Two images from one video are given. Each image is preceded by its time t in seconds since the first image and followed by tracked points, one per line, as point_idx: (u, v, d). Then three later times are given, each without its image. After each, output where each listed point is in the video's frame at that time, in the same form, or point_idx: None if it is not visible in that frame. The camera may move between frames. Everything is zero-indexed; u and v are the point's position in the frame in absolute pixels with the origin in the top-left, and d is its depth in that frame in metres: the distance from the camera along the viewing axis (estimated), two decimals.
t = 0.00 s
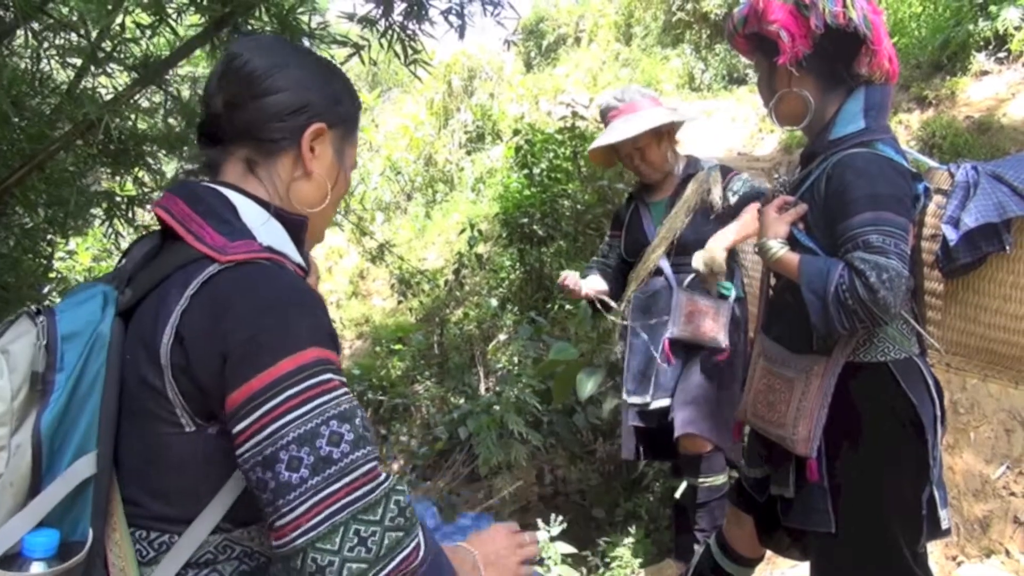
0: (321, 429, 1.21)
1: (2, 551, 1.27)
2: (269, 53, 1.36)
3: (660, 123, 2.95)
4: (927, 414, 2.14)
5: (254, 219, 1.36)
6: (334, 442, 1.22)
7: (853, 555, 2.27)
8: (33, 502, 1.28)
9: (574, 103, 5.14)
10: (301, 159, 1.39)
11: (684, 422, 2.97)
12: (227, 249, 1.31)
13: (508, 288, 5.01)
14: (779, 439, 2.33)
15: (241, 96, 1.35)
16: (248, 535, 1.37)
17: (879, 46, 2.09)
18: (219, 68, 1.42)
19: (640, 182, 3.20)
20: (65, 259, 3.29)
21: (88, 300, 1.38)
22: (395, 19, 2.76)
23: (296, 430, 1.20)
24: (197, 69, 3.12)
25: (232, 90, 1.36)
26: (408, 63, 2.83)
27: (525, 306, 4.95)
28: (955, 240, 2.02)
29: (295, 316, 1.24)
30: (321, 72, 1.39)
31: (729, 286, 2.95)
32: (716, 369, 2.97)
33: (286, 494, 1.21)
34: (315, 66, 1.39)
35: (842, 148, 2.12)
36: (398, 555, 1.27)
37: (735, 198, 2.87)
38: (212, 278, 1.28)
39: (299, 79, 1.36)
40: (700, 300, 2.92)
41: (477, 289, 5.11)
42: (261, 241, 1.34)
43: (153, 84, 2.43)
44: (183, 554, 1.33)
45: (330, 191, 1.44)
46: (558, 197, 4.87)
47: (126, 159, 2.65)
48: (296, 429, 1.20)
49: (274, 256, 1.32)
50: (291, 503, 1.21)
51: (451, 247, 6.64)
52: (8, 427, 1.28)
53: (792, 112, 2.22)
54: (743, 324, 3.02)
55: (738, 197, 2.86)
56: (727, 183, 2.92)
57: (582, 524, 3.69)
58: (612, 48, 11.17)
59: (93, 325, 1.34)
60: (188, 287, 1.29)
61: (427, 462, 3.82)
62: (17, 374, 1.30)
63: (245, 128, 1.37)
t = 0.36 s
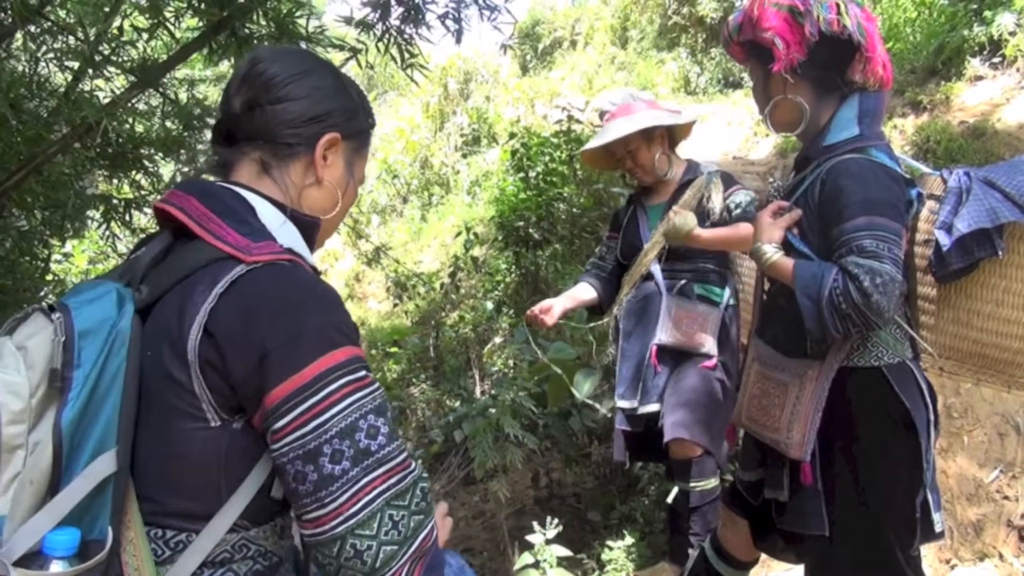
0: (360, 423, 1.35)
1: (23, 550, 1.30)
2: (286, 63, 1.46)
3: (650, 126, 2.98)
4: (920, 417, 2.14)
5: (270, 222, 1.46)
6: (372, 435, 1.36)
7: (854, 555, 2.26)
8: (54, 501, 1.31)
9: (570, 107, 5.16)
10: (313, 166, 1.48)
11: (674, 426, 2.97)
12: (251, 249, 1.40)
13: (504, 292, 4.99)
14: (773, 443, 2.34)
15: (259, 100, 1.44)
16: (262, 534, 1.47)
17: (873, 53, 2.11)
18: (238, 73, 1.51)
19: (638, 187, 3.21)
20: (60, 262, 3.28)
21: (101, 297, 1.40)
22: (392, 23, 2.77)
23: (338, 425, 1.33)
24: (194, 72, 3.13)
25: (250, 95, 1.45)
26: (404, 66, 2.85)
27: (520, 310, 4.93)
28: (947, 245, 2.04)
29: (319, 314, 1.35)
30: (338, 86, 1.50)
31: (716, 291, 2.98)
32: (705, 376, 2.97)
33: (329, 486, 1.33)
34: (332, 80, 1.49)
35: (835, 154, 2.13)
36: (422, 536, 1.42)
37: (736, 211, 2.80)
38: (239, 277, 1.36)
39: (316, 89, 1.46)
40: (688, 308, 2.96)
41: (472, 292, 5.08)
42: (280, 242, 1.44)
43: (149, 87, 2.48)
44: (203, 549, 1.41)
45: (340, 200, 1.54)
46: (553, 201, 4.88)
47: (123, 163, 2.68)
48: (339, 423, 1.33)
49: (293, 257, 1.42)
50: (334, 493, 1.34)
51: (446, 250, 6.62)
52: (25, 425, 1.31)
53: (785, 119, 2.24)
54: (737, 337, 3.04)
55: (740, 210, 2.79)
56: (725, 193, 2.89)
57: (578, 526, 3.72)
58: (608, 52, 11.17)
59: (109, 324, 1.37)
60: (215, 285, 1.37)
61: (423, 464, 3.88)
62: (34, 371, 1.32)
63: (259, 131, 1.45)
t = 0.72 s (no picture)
0: (376, 427, 1.37)
1: (61, 558, 1.27)
2: (292, 84, 1.48)
3: (650, 128, 2.98)
4: (915, 424, 2.15)
5: (284, 236, 1.48)
6: (386, 439, 1.38)
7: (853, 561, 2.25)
8: (88, 508, 1.29)
9: (565, 112, 5.18)
10: (313, 182, 1.50)
11: (659, 431, 2.98)
12: (271, 260, 1.41)
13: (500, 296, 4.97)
14: (767, 449, 2.35)
15: (264, 117, 1.46)
16: (281, 534, 1.49)
17: (868, 61, 2.11)
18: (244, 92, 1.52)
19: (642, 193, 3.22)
20: (54, 266, 3.26)
21: (118, 308, 1.37)
22: (388, 28, 2.77)
23: (356, 428, 1.35)
24: (190, 76, 3.13)
25: (257, 112, 1.46)
26: (400, 71, 2.85)
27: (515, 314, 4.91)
28: (942, 252, 2.03)
29: (337, 320, 1.38)
30: (340, 107, 1.52)
31: (696, 297, 3.00)
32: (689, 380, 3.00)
33: (346, 487, 1.35)
34: (334, 100, 1.51)
35: (830, 162, 2.14)
36: (428, 539, 1.45)
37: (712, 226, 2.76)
38: (265, 287, 1.38)
39: (319, 110, 1.48)
40: (670, 313, 2.94)
41: (467, 296, 5.07)
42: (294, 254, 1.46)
43: (145, 91, 2.51)
44: (228, 551, 1.41)
45: (335, 219, 1.55)
46: (548, 205, 4.91)
47: (119, 167, 2.68)
48: (357, 426, 1.35)
49: (307, 268, 1.44)
50: (350, 494, 1.36)
51: (441, 254, 6.60)
52: (56, 435, 1.27)
53: (781, 126, 2.24)
54: (717, 341, 3.07)
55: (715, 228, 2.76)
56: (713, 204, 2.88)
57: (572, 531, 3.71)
58: (603, 57, 11.21)
59: (133, 334, 1.35)
60: (242, 294, 1.38)
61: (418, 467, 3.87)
62: (64, 381, 1.28)
63: (263, 147, 1.47)
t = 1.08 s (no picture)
0: (367, 427, 1.36)
1: (67, 560, 1.25)
2: (281, 103, 1.50)
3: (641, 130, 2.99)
4: (908, 430, 2.15)
5: (278, 243, 1.48)
6: (378, 438, 1.37)
7: (847, 567, 2.28)
8: (93, 509, 1.27)
9: (559, 118, 5.19)
10: (304, 195, 1.50)
11: (649, 438, 2.97)
12: (266, 265, 1.41)
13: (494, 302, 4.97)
14: (762, 455, 2.35)
15: (255, 134, 1.47)
16: (282, 533, 1.47)
17: (862, 69, 2.12)
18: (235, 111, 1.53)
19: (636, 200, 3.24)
20: (49, 270, 3.24)
21: (117, 317, 1.37)
22: (384, 34, 2.78)
23: (347, 427, 1.35)
24: (186, 81, 3.13)
25: (247, 130, 1.47)
26: (396, 78, 2.86)
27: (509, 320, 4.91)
28: (936, 259, 2.05)
29: (331, 323, 1.38)
30: (328, 124, 1.53)
31: (689, 304, 2.98)
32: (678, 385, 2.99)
33: (339, 485, 1.34)
34: (322, 117, 1.53)
35: (824, 169, 2.15)
36: (428, 540, 1.43)
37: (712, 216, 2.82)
38: (261, 291, 1.38)
39: (307, 127, 1.49)
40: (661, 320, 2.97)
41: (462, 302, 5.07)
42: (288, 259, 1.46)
43: (141, 97, 2.51)
44: (232, 550, 1.40)
45: (325, 230, 1.55)
46: (543, 212, 4.98)
47: (114, 171, 2.66)
48: (348, 426, 1.35)
49: (301, 273, 1.44)
50: (343, 492, 1.35)
51: (436, 260, 6.59)
52: (61, 437, 1.27)
53: (777, 133, 2.25)
54: (709, 347, 3.06)
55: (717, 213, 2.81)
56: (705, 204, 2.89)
57: (565, 538, 3.70)
58: (598, 63, 11.24)
59: (133, 339, 1.35)
60: (240, 299, 1.38)
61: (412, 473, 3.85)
62: (68, 385, 1.28)
63: (254, 162, 1.47)
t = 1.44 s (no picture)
0: (368, 437, 1.36)
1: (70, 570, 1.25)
2: (276, 107, 1.49)
3: (636, 131, 3.01)
4: (900, 438, 2.15)
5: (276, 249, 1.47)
6: (378, 450, 1.37)
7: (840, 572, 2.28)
8: (96, 519, 1.27)
9: (552, 125, 5.20)
10: (300, 200, 1.49)
11: (646, 444, 2.96)
12: (268, 274, 1.40)
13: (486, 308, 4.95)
14: (753, 461, 2.34)
15: (250, 138, 1.46)
16: (284, 539, 1.45)
17: (854, 76, 2.12)
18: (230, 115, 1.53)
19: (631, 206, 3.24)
20: (39, 274, 3.21)
21: (116, 324, 1.36)
22: (377, 40, 2.78)
23: (348, 438, 1.34)
24: (177, 85, 3.13)
25: (241, 136, 1.47)
26: (388, 83, 2.87)
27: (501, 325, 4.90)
28: (927, 266, 2.04)
29: (332, 330, 1.37)
30: (323, 128, 1.52)
31: (679, 312, 3.00)
32: (671, 392, 2.99)
33: (338, 495, 1.34)
34: (319, 122, 1.52)
35: (816, 176, 2.15)
36: (423, 552, 1.42)
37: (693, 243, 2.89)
38: (264, 300, 1.37)
39: (302, 130, 1.48)
40: (657, 327, 2.95)
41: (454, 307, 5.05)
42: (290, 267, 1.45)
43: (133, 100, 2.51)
44: (235, 556, 1.39)
45: (322, 235, 1.54)
46: (535, 217, 4.97)
47: (106, 175, 2.64)
48: (349, 436, 1.34)
49: (303, 281, 1.44)
50: (342, 502, 1.34)
51: (429, 265, 6.58)
52: (63, 447, 1.25)
53: (769, 139, 2.24)
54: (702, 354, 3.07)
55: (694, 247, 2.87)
56: (698, 221, 2.93)
57: (557, 544, 3.69)
58: (591, 70, 11.26)
59: (133, 347, 1.34)
60: (243, 306, 1.37)
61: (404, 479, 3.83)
62: (70, 394, 1.26)
63: (249, 166, 1.46)
